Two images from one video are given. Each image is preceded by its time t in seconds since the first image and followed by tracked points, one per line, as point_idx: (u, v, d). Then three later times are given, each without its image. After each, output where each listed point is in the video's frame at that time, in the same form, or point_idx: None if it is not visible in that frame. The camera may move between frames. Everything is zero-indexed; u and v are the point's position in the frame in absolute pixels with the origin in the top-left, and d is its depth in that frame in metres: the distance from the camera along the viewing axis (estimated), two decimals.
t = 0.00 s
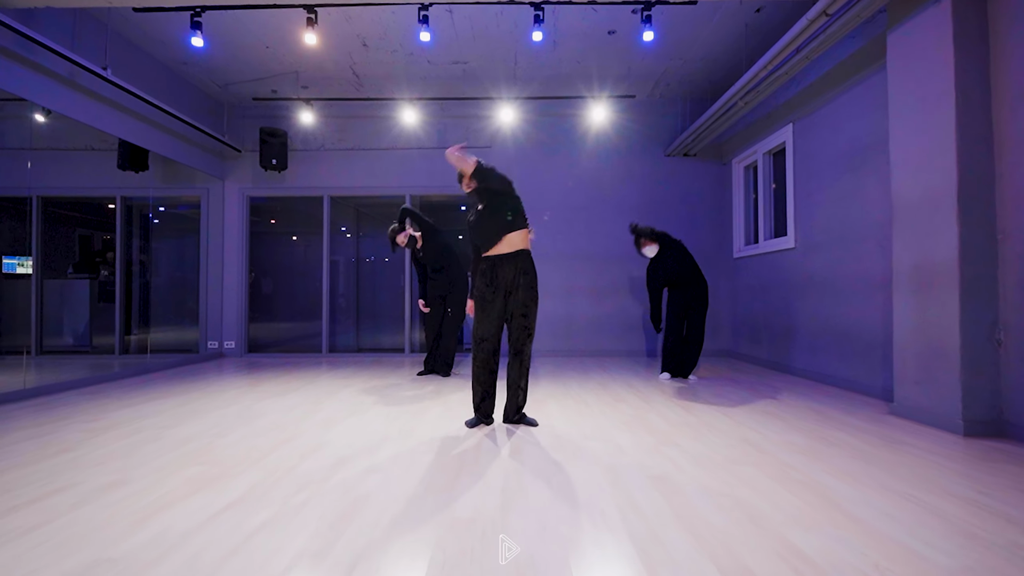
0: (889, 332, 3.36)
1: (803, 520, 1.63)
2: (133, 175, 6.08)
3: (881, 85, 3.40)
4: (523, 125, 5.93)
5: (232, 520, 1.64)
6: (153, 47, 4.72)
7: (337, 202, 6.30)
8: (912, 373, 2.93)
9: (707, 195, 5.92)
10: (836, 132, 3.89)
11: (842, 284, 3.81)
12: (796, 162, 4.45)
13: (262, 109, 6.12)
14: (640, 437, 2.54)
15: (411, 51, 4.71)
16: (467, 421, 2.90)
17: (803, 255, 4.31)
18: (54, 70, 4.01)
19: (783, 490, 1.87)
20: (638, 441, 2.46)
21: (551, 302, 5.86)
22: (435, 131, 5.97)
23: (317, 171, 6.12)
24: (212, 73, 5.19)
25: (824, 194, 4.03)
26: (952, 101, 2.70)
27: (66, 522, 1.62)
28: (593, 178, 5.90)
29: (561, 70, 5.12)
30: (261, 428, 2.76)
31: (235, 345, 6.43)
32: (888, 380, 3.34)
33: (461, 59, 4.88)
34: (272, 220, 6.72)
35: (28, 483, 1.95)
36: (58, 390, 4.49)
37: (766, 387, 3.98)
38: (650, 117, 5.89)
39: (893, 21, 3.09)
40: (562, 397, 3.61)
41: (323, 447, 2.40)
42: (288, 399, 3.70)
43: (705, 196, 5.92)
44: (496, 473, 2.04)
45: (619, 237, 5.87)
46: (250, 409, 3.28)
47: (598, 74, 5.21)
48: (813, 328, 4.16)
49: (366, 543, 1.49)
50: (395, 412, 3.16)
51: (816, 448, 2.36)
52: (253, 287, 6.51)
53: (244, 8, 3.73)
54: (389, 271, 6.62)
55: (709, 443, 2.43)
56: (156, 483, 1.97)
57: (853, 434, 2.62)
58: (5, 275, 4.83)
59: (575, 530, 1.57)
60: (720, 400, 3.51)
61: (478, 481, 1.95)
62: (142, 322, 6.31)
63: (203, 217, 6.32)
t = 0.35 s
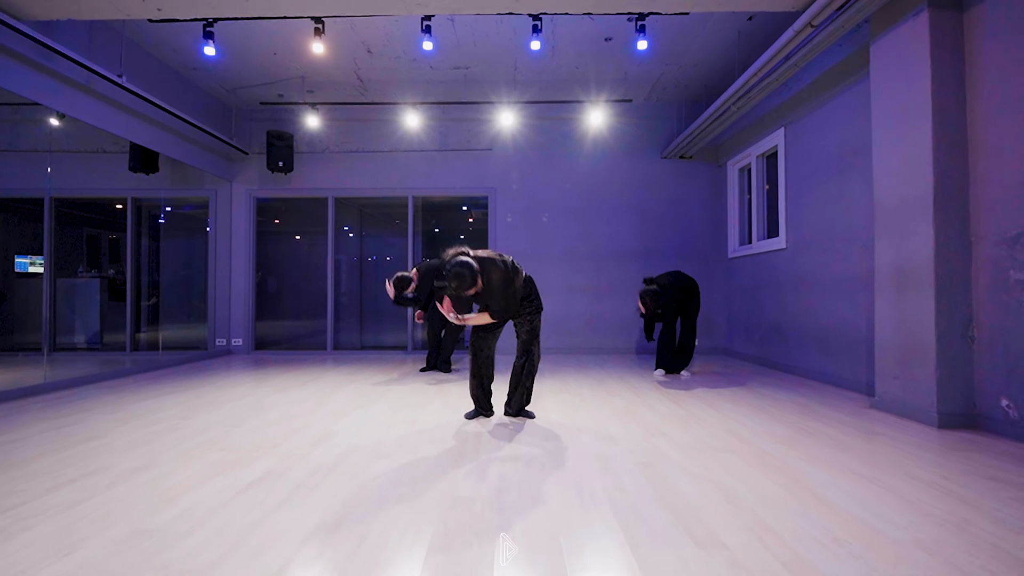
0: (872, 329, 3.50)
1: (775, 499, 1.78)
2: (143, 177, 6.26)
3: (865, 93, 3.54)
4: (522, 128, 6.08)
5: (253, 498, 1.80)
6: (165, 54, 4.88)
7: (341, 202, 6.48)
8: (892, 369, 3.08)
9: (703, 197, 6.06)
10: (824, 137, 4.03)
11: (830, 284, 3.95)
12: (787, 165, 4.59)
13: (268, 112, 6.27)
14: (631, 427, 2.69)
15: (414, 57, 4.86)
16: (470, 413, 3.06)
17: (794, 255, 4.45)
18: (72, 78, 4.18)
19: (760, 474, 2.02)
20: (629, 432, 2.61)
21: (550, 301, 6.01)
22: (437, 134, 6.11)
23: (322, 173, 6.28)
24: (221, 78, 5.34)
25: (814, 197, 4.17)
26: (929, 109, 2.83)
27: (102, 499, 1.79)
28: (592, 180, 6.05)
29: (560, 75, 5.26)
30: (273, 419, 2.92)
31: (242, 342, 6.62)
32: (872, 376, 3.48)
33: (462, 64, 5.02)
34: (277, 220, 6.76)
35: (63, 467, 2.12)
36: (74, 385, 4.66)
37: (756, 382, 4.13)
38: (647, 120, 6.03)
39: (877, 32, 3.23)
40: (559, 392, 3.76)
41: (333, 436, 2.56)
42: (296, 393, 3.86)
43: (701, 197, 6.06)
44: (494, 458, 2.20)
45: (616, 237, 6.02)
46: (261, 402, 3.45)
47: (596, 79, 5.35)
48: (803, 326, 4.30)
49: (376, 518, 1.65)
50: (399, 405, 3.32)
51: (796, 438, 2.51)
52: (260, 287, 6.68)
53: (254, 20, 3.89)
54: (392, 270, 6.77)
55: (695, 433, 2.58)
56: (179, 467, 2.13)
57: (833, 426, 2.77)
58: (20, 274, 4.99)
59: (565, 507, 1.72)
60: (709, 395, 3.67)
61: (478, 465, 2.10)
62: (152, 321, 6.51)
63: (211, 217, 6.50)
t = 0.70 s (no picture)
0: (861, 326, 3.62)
1: (755, 484, 1.89)
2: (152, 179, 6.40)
3: (855, 97, 3.64)
4: (523, 130, 6.20)
5: (267, 482, 1.92)
6: (174, 58, 5.00)
7: (345, 203, 6.60)
8: (878, 364, 3.19)
9: (700, 197, 6.18)
10: (816, 139, 4.14)
11: (821, 283, 4.06)
12: (781, 166, 4.70)
13: (273, 114, 6.40)
14: (626, 420, 2.81)
15: (417, 61, 4.98)
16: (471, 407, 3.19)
17: (788, 255, 4.57)
18: (85, 82, 4.30)
19: (744, 462, 2.13)
20: (623, 423, 2.73)
21: (550, 299, 6.14)
22: (439, 135, 6.23)
23: (327, 174, 6.41)
24: (228, 82, 5.46)
25: (806, 197, 4.28)
26: (913, 114, 2.94)
27: (128, 484, 1.92)
28: (590, 180, 6.17)
29: (560, 79, 5.38)
30: (282, 412, 3.05)
31: (249, 340, 6.75)
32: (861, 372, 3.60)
33: (464, 68, 5.14)
34: (281, 220, 6.88)
35: (87, 455, 2.25)
36: (87, 381, 4.80)
37: (750, 378, 4.25)
38: (646, 122, 6.14)
39: (864, 39, 3.34)
40: (557, 387, 3.89)
41: (340, 427, 2.69)
42: (303, 388, 3.99)
43: (698, 197, 6.18)
44: (494, 447, 2.32)
45: (615, 237, 6.14)
46: (270, 397, 3.58)
47: (595, 82, 5.47)
48: (796, 323, 4.41)
49: (383, 500, 1.77)
50: (404, 399, 3.45)
51: (782, 429, 2.63)
52: (266, 285, 6.81)
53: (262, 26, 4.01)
54: (395, 269, 6.89)
55: (687, 425, 2.69)
56: (197, 454, 2.26)
57: (819, 419, 2.88)
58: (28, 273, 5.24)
59: (560, 491, 1.84)
60: (704, 390, 3.78)
61: (477, 454, 2.22)
62: (159, 319, 6.56)
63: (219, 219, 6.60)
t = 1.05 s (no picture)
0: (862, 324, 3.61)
1: (755, 480, 1.89)
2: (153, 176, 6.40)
3: (857, 94, 3.64)
4: (523, 128, 6.19)
5: (270, 478, 1.93)
6: (175, 56, 5.00)
7: (346, 201, 6.59)
8: (878, 362, 3.19)
9: (701, 195, 6.17)
10: (817, 137, 4.14)
11: (823, 281, 4.06)
12: (782, 164, 4.70)
13: (275, 113, 6.40)
14: (626, 417, 2.82)
15: (418, 59, 4.99)
16: (471, 403, 3.20)
17: (789, 253, 4.56)
18: (86, 80, 4.31)
19: (744, 459, 2.13)
20: (623, 421, 2.74)
21: (551, 297, 6.14)
22: (440, 133, 6.23)
23: (328, 172, 6.41)
24: (229, 79, 5.47)
25: (808, 195, 4.28)
26: (914, 111, 2.94)
27: (132, 478, 1.93)
28: (592, 178, 6.17)
29: (561, 76, 5.37)
30: (284, 408, 3.06)
31: (251, 338, 6.74)
32: (861, 370, 3.60)
33: (465, 66, 5.15)
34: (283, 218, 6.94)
35: (92, 450, 2.27)
36: (88, 378, 4.80)
37: (751, 377, 4.24)
38: (647, 119, 6.13)
39: (866, 36, 3.33)
40: (558, 385, 3.89)
41: (342, 424, 2.70)
42: (305, 385, 4.00)
43: (699, 195, 6.17)
44: (495, 443, 2.33)
45: (616, 235, 6.14)
46: (272, 394, 3.59)
47: (596, 79, 5.46)
48: (797, 321, 4.41)
49: (385, 494, 1.78)
50: (405, 396, 3.46)
51: (782, 427, 2.63)
52: (268, 283, 6.80)
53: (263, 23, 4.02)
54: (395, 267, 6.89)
55: (687, 422, 2.70)
56: (201, 450, 2.27)
57: (820, 416, 2.88)
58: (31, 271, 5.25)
59: (560, 486, 1.85)
60: (705, 388, 3.78)
61: (478, 450, 2.23)
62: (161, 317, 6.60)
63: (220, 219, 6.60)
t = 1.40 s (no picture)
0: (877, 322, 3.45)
1: (772, 495, 1.74)
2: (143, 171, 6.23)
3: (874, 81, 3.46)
4: (523, 120, 6.02)
5: (247, 491, 1.78)
6: (163, 45, 4.83)
7: (341, 196, 6.45)
8: (897, 364, 3.03)
9: (706, 190, 6.00)
10: (830, 128, 3.97)
11: (835, 277, 3.89)
12: (792, 157, 4.52)
13: (268, 105, 6.23)
14: (630, 421, 2.66)
15: (414, 48, 4.82)
16: (467, 407, 3.05)
17: (799, 248, 4.40)
18: (69, 69, 4.15)
19: (759, 470, 1.97)
20: (628, 426, 2.58)
21: (552, 295, 5.98)
22: (438, 126, 6.06)
23: (323, 166, 6.25)
24: (220, 70, 5.31)
25: (819, 188, 4.11)
26: (937, 97, 2.77)
27: (98, 491, 1.78)
28: (594, 172, 5.99)
29: (562, 67, 5.20)
30: (271, 411, 2.91)
31: (245, 336, 6.60)
32: (877, 371, 3.43)
33: (463, 56, 4.98)
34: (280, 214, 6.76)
35: (61, 458, 2.12)
36: (74, 378, 4.65)
37: (759, 377, 4.08)
38: (651, 111, 5.96)
39: (885, 19, 3.16)
40: (558, 386, 3.73)
41: (331, 429, 2.55)
42: (296, 386, 3.85)
43: (704, 189, 6.00)
44: (491, 453, 2.17)
45: (619, 231, 5.97)
46: (261, 395, 3.43)
47: (598, 70, 5.29)
48: (808, 320, 4.25)
49: (370, 511, 1.63)
50: (399, 399, 3.31)
51: (797, 433, 2.47)
52: (262, 280, 6.67)
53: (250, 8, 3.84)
54: (393, 264, 6.73)
55: (696, 427, 2.54)
56: (178, 458, 2.12)
57: (836, 420, 2.72)
58: (23, 269, 4.99)
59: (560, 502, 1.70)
60: (712, 390, 3.62)
61: (473, 459, 2.08)
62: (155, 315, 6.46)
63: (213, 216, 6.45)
